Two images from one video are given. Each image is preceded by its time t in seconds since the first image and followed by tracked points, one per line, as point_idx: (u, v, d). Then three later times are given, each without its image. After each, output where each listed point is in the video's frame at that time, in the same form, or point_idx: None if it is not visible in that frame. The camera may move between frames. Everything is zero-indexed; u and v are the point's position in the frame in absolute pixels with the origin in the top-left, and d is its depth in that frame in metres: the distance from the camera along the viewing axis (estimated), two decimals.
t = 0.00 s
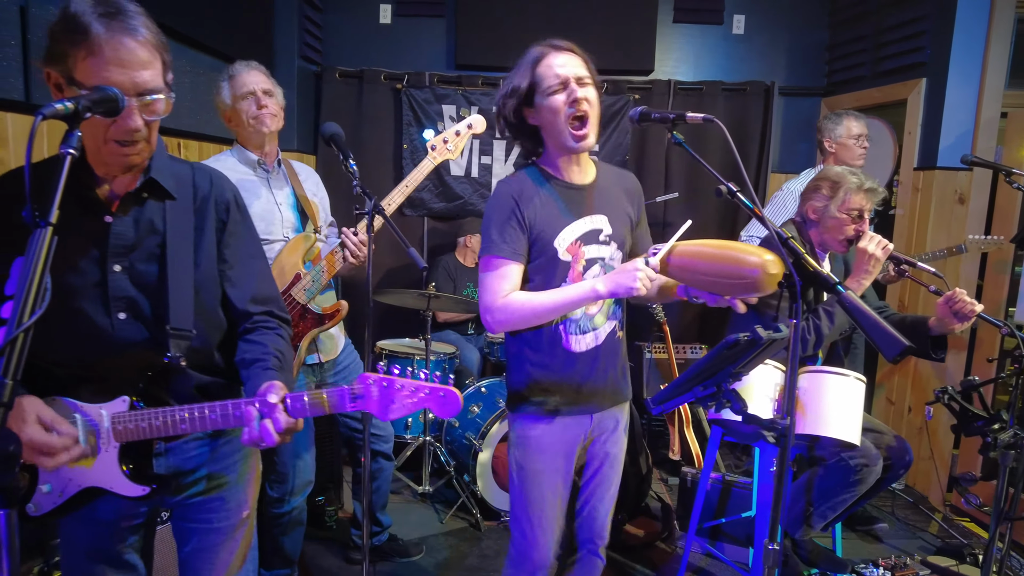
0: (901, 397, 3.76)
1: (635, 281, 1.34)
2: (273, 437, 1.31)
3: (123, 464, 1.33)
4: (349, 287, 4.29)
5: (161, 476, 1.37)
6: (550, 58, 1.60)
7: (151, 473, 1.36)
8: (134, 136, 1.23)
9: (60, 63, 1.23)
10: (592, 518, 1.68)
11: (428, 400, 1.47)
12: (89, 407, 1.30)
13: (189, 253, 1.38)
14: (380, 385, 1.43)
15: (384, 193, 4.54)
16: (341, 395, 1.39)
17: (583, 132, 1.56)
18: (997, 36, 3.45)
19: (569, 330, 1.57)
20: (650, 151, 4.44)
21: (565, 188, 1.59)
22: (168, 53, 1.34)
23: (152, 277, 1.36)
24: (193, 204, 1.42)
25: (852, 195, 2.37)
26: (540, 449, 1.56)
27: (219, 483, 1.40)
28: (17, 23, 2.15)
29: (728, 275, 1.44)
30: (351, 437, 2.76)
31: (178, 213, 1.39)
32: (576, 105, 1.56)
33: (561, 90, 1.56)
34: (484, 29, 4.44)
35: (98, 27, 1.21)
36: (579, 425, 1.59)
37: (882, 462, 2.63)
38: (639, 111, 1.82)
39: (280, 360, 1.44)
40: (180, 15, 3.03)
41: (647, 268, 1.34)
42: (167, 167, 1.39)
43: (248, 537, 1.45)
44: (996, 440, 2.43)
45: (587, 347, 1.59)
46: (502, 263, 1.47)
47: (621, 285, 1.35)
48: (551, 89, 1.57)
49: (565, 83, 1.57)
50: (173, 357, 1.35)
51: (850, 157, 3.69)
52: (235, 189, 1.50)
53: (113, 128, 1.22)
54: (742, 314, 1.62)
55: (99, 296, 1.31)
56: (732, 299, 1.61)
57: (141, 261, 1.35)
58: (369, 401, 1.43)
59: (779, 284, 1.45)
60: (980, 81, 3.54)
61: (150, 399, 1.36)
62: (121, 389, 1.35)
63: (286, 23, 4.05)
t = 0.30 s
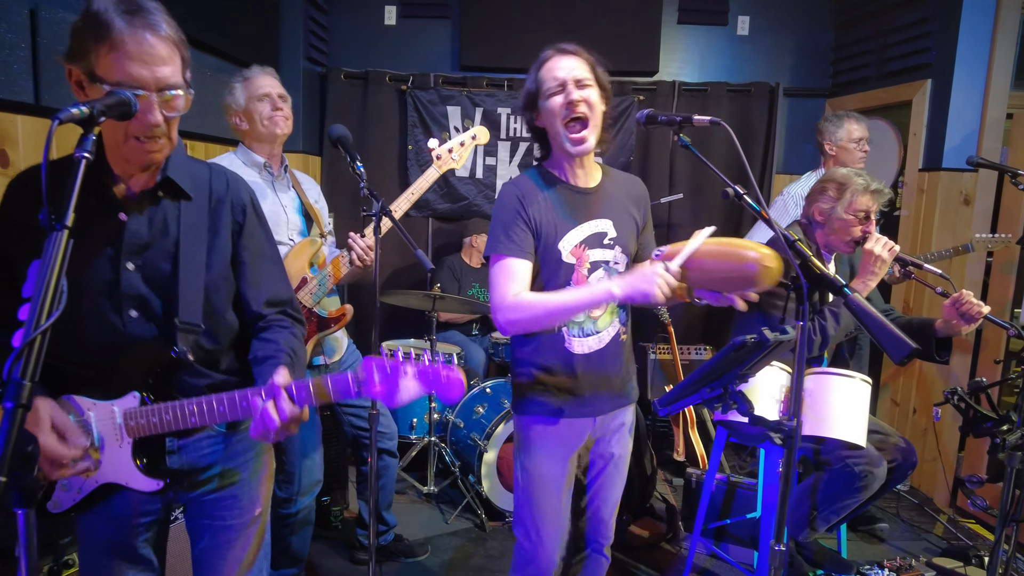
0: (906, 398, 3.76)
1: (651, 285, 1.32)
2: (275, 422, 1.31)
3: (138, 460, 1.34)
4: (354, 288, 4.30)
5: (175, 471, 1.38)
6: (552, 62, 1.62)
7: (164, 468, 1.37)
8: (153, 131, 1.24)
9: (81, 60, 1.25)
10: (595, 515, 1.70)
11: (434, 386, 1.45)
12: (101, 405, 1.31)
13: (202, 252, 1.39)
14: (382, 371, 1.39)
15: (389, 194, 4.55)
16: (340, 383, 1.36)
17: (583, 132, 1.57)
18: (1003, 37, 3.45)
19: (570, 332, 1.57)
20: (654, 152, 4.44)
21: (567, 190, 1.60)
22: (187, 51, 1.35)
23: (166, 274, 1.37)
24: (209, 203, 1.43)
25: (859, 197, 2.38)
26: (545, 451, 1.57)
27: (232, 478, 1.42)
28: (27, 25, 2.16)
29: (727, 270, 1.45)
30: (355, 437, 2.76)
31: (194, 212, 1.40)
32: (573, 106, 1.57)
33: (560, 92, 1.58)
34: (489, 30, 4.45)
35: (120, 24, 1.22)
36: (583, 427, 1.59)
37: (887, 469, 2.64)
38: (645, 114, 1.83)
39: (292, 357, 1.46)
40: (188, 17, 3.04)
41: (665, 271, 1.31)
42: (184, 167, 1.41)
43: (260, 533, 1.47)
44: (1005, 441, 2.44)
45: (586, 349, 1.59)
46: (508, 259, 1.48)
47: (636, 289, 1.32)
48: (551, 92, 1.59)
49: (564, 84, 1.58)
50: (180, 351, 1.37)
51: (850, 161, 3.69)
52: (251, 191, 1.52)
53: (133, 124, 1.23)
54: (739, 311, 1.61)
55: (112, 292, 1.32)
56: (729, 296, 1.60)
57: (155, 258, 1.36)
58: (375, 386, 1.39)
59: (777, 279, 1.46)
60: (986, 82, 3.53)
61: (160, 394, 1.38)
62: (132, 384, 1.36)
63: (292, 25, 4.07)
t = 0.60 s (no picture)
0: (911, 400, 3.75)
1: (662, 277, 1.27)
2: (286, 420, 1.33)
3: (151, 458, 1.36)
4: (358, 288, 4.31)
5: (187, 469, 1.39)
6: (567, 68, 1.63)
7: (177, 466, 1.39)
8: (167, 130, 1.26)
9: (97, 59, 1.26)
10: (605, 519, 1.70)
11: (439, 391, 1.49)
12: (116, 403, 1.33)
13: (215, 254, 1.41)
14: (388, 375, 1.46)
15: (393, 195, 4.56)
16: (353, 388, 1.42)
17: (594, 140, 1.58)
18: (1008, 37, 3.44)
19: (574, 337, 1.59)
20: (658, 153, 4.45)
21: (574, 196, 1.61)
22: (200, 51, 1.36)
23: (179, 275, 1.38)
24: (221, 205, 1.44)
25: (864, 197, 2.38)
26: (552, 457, 1.58)
27: (243, 479, 1.42)
28: (36, 28, 2.18)
29: (716, 266, 1.43)
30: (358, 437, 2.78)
31: (206, 214, 1.41)
32: (585, 113, 1.58)
33: (571, 98, 1.59)
34: (494, 31, 4.46)
35: (134, 24, 1.24)
36: (589, 432, 1.59)
37: (892, 468, 2.64)
38: (650, 116, 1.83)
39: (299, 356, 1.47)
40: (194, 19, 3.06)
41: (677, 261, 1.27)
42: (197, 167, 1.42)
43: (271, 531, 1.48)
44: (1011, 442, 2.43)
45: (589, 354, 1.60)
46: (520, 259, 1.48)
47: (647, 282, 1.28)
48: (563, 97, 1.60)
49: (575, 91, 1.59)
50: (194, 352, 1.36)
51: (858, 161, 3.69)
52: (263, 192, 1.53)
53: (147, 124, 1.24)
54: (732, 310, 1.64)
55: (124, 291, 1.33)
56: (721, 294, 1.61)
57: (167, 258, 1.37)
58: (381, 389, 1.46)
59: (767, 275, 1.42)
60: (991, 82, 3.52)
61: (174, 391, 1.39)
62: (146, 380, 1.38)
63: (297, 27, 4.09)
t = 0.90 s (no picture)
0: (914, 400, 3.74)
1: (641, 283, 1.34)
2: (344, 433, 1.38)
3: (163, 466, 1.37)
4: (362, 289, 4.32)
5: (197, 477, 1.39)
6: (583, 59, 1.53)
7: (189, 474, 1.39)
8: (173, 137, 1.27)
9: (104, 68, 1.27)
10: (600, 512, 1.70)
11: (454, 409, 1.53)
12: (130, 410, 1.34)
13: (224, 263, 1.40)
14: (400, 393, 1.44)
15: (396, 195, 4.57)
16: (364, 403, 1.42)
17: (609, 135, 1.55)
18: (1012, 38, 3.43)
19: (580, 332, 1.58)
20: (662, 154, 4.45)
21: (576, 193, 1.60)
22: (207, 61, 1.36)
23: (188, 284, 1.39)
24: (227, 212, 1.44)
25: (870, 197, 2.38)
26: (553, 449, 1.58)
27: (252, 482, 1.42)
28: (41, 30, 2.19)
29: (742, 271, 1.44)
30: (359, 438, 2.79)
31: (214, 223, 1.41)
32: (607, 107, 1.52)
33: (594, 91, 1.51)
34: (497, 32, 4.46)
35: (142, 33, 1.24)
36: (591, 426, 1.60)
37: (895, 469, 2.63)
38: (654, 116, 1.83)
39: (329, 357, 1.47)
40: (198, 20, 3.06)
41: (653, 267, 1.33)
42: (202, 175, 1.41)
43: (278, 533, 1.48)
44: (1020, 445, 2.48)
45: (595, 349, 1.59)
46: (510, 264, 1.49)
47: (626, 287, 1.34)
48: (583, 88, 1.51)
49: (598, 84, 1.51)
50: (209, 360, 1.39)
51: (863, 161, 3.68)
52: (268, 200, 1.52)
53: (153, 132, 1.25)
54: (752, 311, 1.63)
55: (133, 300, 1.35)
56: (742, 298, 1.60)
57: (174, 268, 1.38)
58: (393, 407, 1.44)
59: (792, 282, 1.45)
60: (995, 83, 3.51)
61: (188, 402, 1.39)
62: (159, 391, 1.37)
63: (301, 28, 4.10)
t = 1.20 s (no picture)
0: (917, 402, 3.73)
1: (645, 280, 1.36)
2: (335, 426, 1.31)
3: (165, 461, 1.37)
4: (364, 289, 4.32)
5: (200, 472, 1.39)
6: (609, 68, 1.57)
7: (191, 469, 1.39)
8: (178, 134, 1.27)
9: (107, 67, 1.28)
10: (607, 519, 1.70)
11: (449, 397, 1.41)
12: (131, 407, 1.35)
13: (228, 258, 1.40)
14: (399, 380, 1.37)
15: (398, 195, 4.57)
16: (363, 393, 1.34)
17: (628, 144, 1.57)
18: (1014, 38, 3.42)
19: (578, 340, 1.59)
20: (664, 154, 4.44)
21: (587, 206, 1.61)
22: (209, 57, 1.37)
23: (193, 281, 1.39)
24: (232, 207, 1.44)
25: (875, 196, 2.37)
26: (556, 457, 1.57)
27: (255, 478, 1.43)
28: (44, 31, 2.20)
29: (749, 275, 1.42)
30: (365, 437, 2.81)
31: (218, 219, 1.41)
32: (631, 117, 1.56)
33: (620, 99, 1.55)
34: (499, 33, 4.46)
35: (145, 30, 1.24)
36: (592, 430, 1.59)
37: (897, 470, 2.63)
38: (655, 118, 1.83)
39: (335, 357, 1.43)
40: (200, 21, 3.07)
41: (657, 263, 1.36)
42: (207, 171, 1.42)
43: (283, 531, 1.49)
44: None
45: (592, 358, 1.60)
46: (520, 269, 1.50)
47: (631, 284, 1.38)
48: (609, 95, 1.55)
49: (624, 94, 1.56)
50: (207, 355, 1.37)
51: (864, 159, 3.67)
52: (274, 194, 1.51)
53: (158, 128, 1.25)
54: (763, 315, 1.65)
55: (139, 298, 1.36)
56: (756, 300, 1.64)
57: (181, 264, 1.38)
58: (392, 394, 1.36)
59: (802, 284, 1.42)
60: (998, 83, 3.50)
61: (188, 396, 1.39)
62: (161, 386, 1.37)
63: (303, 28, 4.11)
